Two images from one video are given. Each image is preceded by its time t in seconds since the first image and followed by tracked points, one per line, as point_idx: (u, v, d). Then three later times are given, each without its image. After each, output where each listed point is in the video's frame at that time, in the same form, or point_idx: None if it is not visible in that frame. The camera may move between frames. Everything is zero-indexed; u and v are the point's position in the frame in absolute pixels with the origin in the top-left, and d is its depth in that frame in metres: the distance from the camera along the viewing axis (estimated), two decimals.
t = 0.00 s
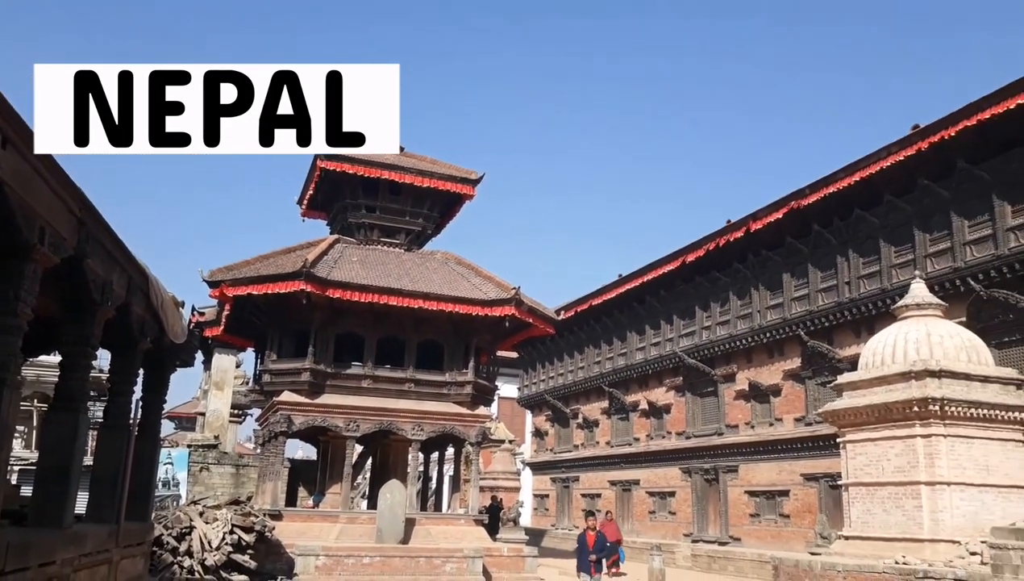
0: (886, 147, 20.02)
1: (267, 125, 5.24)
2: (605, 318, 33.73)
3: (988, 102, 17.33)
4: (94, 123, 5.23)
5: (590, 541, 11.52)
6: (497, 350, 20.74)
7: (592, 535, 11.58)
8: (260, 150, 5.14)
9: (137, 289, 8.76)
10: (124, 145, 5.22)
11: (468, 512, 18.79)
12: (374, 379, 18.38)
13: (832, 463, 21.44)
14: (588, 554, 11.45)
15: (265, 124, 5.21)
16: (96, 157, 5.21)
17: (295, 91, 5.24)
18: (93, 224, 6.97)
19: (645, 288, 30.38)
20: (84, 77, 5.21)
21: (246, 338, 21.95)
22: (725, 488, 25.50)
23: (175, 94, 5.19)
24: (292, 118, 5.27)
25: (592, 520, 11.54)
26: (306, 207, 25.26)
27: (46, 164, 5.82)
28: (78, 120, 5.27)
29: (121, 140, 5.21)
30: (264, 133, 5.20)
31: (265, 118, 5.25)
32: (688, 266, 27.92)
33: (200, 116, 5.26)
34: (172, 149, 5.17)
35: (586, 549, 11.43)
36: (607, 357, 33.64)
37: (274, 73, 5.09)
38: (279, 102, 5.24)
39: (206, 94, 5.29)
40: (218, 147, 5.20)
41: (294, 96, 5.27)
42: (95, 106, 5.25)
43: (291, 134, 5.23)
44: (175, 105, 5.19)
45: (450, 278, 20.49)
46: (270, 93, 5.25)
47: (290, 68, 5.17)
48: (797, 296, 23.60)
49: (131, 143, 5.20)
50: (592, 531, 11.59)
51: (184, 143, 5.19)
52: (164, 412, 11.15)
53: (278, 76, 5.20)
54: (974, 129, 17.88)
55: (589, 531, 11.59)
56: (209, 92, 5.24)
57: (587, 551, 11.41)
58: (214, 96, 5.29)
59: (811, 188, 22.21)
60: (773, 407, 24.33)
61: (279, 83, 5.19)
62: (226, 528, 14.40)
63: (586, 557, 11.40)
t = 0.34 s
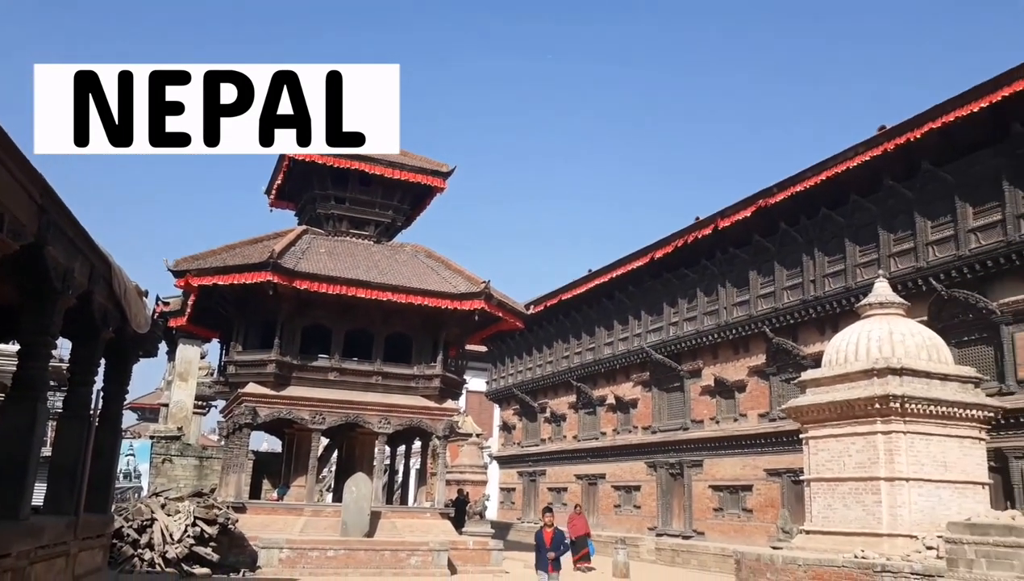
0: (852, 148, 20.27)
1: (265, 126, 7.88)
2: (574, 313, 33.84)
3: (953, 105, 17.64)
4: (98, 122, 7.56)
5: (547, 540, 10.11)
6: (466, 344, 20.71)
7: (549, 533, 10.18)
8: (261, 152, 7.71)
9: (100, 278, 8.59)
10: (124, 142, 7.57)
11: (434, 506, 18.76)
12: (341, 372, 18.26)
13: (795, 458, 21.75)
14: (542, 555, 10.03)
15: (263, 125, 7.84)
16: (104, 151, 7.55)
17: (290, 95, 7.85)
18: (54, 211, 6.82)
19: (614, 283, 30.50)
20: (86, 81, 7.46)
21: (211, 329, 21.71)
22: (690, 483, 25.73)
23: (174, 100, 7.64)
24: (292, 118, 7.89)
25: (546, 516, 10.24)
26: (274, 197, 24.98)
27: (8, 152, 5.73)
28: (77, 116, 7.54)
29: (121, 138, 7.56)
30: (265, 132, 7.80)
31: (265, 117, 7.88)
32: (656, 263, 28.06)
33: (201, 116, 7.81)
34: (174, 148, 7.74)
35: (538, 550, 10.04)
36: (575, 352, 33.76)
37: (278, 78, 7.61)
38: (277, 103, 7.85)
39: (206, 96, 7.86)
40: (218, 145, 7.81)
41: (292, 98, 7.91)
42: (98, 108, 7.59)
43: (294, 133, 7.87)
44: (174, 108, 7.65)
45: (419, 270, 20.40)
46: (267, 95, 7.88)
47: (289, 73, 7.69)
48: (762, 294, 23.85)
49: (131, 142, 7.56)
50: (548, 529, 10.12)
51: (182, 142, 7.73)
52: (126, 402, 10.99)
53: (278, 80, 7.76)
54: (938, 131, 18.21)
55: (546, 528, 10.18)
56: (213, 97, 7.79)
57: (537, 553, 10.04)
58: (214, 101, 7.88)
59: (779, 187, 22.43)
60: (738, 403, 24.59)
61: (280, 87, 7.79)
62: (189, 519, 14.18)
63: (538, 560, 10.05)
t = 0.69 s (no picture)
0: (816, 150, 20.51)
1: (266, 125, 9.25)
2: (540, 310, 33.91)
3: (915, 111, 17.94)
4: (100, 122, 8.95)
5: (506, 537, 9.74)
6: (432, 340, 20.64)
7: (509, 529, 9.82)
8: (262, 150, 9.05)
9: (57, 268, 8.43)
10: (124, 141, 8.95)
11: (397, 502, 18.68)
12: (304, 367, 18.10)
13: (756, 457, 22.02)
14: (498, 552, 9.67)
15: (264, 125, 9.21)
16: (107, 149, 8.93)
17: (290, 97, 9.15)
18: (8, 200, 6.62)
19: (580, 281, 30.61)
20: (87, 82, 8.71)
21: (172, 321, 21.41)
22: (652, 480, 25.93)
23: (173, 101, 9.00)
24: (292, 117, 9.21)
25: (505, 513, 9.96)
26: (239, 188, 24.69)
27: None
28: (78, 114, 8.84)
29: (120, 137, 8.96)
30: (265, 131, 9.13)
31: (265, 117, 9.20)
32: (622, 261, 28.19)
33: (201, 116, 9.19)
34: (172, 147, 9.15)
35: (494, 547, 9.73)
36: (541, 349, 33.83)
37: (279, 80, 8.86)
38: (278, 105, 9.19)
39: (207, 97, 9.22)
40: (216, 144, 9.21)
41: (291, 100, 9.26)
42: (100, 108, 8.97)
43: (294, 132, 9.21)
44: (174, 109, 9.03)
45: (385, 265, 20.28)
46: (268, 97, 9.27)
47: (287, 78, 9.03)
48: (726, 294, 24.09)
49: (132, 141, 8.94)
50: (503, 523, 9.79)
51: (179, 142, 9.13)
52: (82, 394, 10.80)
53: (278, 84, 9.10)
54: (900, 136, 18.51)
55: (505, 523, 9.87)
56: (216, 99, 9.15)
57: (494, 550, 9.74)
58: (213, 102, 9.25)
59: (743, 189, 22.64)
60: (700, 401, 24.83)
61: (280, 90, 9.09)
62: (146, 514, 13.95)
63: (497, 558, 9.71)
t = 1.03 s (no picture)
0: (772, 154, 20.79)
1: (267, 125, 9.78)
2: (498, 307, 33.89)
3: (869, 118, 18.28)
4: (101, 122, 9.25)
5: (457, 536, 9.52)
6: (388, 336, 20.50)
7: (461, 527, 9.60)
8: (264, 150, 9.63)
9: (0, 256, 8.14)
10: (124, 140, 9.32)
11: (351, 498, 18.56)
12: (257, 361, 17.84)
13: (708, 455, 22.30)
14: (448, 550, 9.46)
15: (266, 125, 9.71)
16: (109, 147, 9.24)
17: (289, 98, 9.64)
18: None
19: (538, 279, 30.66)
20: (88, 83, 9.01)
21: (121, 312, 20.96)
22: (606, 477, 26.10)
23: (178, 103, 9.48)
24: (292, 117, 9.76)
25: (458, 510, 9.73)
26: (193, 177, 24.24)
27: None
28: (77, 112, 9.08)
29: (120, 137, 9.30)
30: (266, 130, 9.68)
31: (266, 116, 9.74)
32: (581, 260, 28.28)
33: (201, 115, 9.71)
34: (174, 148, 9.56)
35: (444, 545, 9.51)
36: (498, 346, 33.83)
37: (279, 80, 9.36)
38: (278, 105, 9.70)
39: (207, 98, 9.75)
40: (216, 144, 9.75)
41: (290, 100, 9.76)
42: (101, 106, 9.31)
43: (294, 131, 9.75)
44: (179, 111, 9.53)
45: (342, 259, 20.09)
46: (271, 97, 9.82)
47: (288, 76, 9.49)
48: (682, 294, 24.33)
49: (131, 141, 9.31)
50: (456, 521, 9.55)
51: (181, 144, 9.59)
52: (25, 387, 10.46)
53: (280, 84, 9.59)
54: (853, 142, 18.85)
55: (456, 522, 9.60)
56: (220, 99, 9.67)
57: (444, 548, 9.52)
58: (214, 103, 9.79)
59: (701, 190, 22.86)
60: (655, 399, 25.08)
61: (281, 91, 9.57)
62: (91, 510, 13.57)
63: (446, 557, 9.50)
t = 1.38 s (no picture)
0: (732, 157, 21.03)
1: (267, 123, 12.00)
2: (460, 305, 33.85)
3: (826, 123, 18.62)
4: (103, 122, 12.04)
5: (408, 536, 9.12)
6: (348, 332, 20.35)
7: (411, 527, 9.17)
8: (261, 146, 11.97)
9: None
10: (122, 139, 12.09)
11: (308, 496, 18.37)
12: (213, 356, 17.57)
13: (666, 453, 22.52)
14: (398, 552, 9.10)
15: (265, 124, 12.01)
16: (108, 142, 12.06)
17: (285, 97, 11.91)
18: None
19: (500, 277, 30.69)
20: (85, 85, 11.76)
21: (74, 304, 20.52)
22: (565, 475, 26.22)
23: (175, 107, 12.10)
24: (282, 119, 12.09)
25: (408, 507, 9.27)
26: (150, 167, 23.83)
27: None
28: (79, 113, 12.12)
29: (119, 136, 12.09)
30: (259, 130, 12.19)
31: (258, 117, 12.08)
32: (543, 258, 28.36)
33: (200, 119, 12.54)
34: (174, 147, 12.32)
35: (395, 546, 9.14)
36: (459, 344, 33.79)
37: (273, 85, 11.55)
38: (277, 105, 11.83)
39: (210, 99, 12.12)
40: (213, 144, 12.83)
41: (290, 99, 11.78)
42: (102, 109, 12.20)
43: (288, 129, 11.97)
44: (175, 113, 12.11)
45: (301, 253, 19.90)
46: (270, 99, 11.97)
47: (280, 83, 11.75)
48: (642, 294, 24.53)
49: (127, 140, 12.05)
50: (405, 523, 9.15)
51: (180, 142, 12.12)
52: None
53: (278, 88, 11.73)
54: (811, 147, 19.14)
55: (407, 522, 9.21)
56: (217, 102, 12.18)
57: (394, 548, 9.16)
58: (214, 103, 12.24)
59: (662, 192, 23.03)
60: (614, 398, 25.24)
61: (280, 92, 11.74)
62: (39, 506, 13.21)
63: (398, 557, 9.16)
